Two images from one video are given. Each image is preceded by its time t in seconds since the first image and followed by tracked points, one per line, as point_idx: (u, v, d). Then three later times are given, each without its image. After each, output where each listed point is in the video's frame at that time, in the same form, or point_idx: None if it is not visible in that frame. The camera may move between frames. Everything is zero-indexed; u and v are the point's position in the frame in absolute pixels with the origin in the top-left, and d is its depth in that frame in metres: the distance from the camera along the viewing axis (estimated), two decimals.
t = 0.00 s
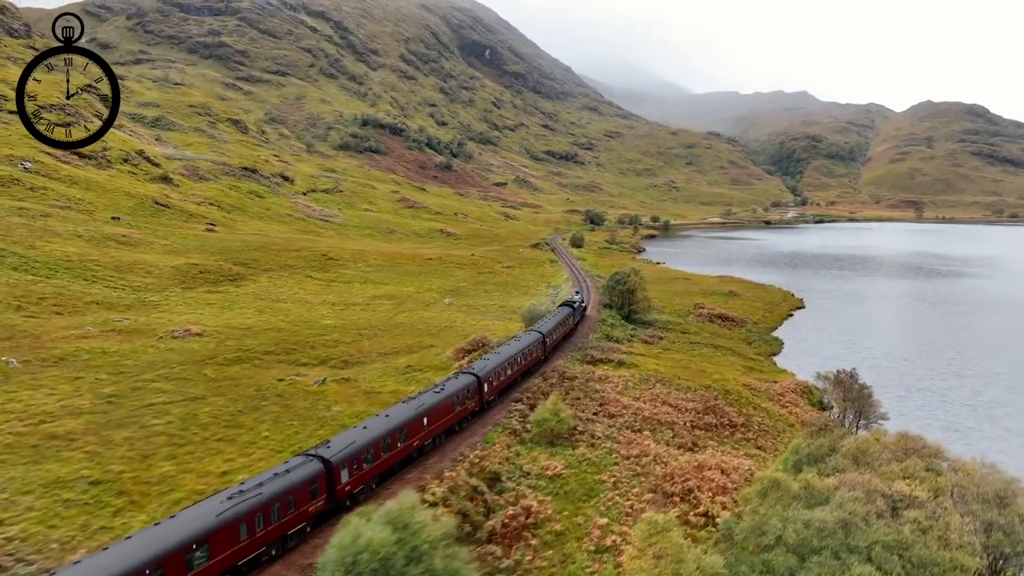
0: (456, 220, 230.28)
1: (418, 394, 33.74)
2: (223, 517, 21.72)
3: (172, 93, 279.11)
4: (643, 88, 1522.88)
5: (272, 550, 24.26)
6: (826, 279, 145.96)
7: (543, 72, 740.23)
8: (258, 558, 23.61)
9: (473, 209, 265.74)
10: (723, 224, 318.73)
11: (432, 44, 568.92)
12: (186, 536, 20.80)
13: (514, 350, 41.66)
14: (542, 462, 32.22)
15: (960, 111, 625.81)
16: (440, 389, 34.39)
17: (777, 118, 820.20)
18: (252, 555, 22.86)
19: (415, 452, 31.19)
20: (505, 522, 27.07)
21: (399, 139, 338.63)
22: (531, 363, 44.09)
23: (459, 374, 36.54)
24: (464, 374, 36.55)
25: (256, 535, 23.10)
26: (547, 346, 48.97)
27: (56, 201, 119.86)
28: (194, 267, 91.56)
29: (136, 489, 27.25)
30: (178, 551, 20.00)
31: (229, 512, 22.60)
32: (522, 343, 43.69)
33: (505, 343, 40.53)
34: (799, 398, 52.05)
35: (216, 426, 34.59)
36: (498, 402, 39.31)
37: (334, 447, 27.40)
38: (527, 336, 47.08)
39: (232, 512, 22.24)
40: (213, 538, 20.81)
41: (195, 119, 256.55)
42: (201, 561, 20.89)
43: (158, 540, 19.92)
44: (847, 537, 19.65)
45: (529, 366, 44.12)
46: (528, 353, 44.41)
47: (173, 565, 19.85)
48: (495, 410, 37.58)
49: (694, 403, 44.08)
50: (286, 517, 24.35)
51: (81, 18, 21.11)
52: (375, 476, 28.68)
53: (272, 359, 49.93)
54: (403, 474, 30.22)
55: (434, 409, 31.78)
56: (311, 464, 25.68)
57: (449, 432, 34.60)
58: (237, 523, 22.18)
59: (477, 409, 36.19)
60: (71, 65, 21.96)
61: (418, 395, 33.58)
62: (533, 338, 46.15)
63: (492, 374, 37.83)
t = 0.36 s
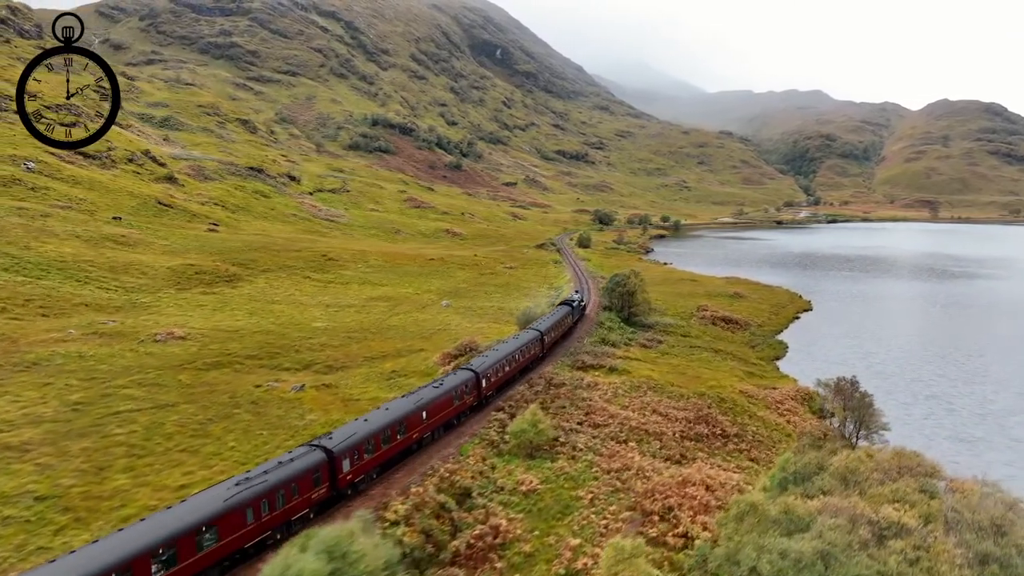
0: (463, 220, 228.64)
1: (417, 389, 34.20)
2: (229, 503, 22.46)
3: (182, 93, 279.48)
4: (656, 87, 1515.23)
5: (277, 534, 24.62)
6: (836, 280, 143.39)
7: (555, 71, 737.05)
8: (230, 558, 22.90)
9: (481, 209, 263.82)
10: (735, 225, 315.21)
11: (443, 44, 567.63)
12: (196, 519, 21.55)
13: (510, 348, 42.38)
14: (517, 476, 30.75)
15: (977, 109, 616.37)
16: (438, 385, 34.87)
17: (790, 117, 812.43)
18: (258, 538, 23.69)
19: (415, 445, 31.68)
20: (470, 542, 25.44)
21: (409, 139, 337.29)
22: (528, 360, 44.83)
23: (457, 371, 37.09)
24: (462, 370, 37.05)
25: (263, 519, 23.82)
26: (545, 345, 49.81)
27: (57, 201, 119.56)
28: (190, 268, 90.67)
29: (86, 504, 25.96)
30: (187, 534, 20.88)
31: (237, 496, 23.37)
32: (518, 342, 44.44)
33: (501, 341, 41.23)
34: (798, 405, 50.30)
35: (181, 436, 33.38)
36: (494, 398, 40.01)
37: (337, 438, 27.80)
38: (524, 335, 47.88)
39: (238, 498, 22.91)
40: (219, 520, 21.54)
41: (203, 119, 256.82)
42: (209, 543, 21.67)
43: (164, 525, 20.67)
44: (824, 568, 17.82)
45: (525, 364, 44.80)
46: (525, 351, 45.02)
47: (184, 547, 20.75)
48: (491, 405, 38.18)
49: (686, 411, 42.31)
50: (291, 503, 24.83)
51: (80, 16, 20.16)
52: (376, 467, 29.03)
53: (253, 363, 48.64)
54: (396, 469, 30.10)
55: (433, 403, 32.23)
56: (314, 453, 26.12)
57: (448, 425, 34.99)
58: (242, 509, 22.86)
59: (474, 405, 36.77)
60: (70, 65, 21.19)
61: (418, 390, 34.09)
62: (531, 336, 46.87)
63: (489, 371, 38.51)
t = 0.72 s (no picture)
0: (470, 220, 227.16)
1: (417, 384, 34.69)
2: (237, 490, 22.84)
3: (191, 93, 279.86)
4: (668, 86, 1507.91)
5: (283, 521, 24.90)
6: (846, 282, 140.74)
7: (566, 71, 733.89)
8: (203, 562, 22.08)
9: (489, 209, 262.08)
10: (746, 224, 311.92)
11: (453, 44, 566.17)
12: (207, 505, 22.03)
13: (511, 344, 43.06)
14: (492, 490, 29.29)
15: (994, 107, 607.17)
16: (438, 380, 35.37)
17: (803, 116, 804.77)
18: (266, 523, 24.01)
19: (415, 438, 32.14)
20: (434, 563, 23.88)
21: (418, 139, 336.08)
22: (528, 357, 45.59)
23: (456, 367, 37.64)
24: (461, 367, 37.63)
25: (269, 506, 24.08)
26: (544, 343, 50.66)
27: (59, 201, 119.38)
28: (186, 268, 89.74)
29: (33, 521, 24.77)
30: (196, 518, 21.36)
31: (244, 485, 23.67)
32: (519, 339, 45.22)
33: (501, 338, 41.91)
34: (798, 413, 48.51)
35: (147, 444, 32.11)
36: (493, 393, 40.71)
37: (339, 431, 28.17)
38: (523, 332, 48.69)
39: (245, 485, 23.25)
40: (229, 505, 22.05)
41: (212, 119, 256.98)
42: (218, 529, 22.09)
43: (174, 511, 21.15)
44: None
45: (525, 360, 45.52)
46: (525, 347, 45.72)
47: (192, 533, 21.25)
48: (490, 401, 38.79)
49: (676, 420, 40.68)
50: (296, 492, 25.14)
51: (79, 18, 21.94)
52: (377, 459, 29.42)
53: (234, 368, 47.35)
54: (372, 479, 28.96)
55: (434, 397, 32.70)
56: (317, 444, 26.45)
57: (447, 421, 35.46)
58: (250, 496, 23.21)
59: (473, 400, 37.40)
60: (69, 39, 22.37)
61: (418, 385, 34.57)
62: (531, 333, 47.65)
63: (488, 367, 39.23)
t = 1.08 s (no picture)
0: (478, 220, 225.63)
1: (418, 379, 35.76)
2: (246, 476, 23.60)
3: (201, 93, 280.13)
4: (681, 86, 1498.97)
5: (288, 508, 25.62)
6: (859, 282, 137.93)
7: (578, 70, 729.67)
8: (193, 558, 22.20)
9: (498, 209, 260.15)
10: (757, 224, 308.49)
11: (465, 43, 564.80)
12: (215, 491, 22.74)
13: (511, 342, 44.23)
14: (460, 508, 27.71)
15: (1012, 105, 597.69)
16: (439, 376, 36.46)
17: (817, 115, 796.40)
18: (271, 511, 24.70)
19: (415, 431, 33.19)
20: None
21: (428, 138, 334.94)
22: (527, 354, 46.88)
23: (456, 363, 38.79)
24: (461, 363, 38.78)
25: (274, 494, 24.76)
26: (542, 341, 52.02)
27: (60, 201, 118.88)
28: (181, 269, 88.93)
29: None
30: (208, 503, 22.14)
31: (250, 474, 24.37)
32: (519, 336, 46.49)
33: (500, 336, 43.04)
34: (796, 422, 46.44)
35: (105, 455, 30.79)
36: (492, 389, 41.92)
37: (342, 422, 29.07)
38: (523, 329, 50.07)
39: (254, 473, 24.03)
40: (237, 492, 22.76)
41: (221, 118, 257.00)
42: (226, 514, 22.82)
43: (187, 496, 21.99)
44: None
45: (524, 357, 46.80)
46: (524, 345, 47.03)
47: (204, 516, 22.00)
48: (488, 396, 39.97)
49: (665, 430, 38.90)
50: (300, 480, 25.86)
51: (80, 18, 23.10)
52: (379, 450, 30.34)
53: (213, 373, 45.98)
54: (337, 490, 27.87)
55: (434, 392, 33.79)
56: (322, 434, 27.33)
57: (446, 415, 36.58)
58: (257, 483, 23.92)
59: (472, 396, 38.54)
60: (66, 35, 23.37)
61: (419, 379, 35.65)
62: (529, 331, 48.96)
63: (488, 364, 40.50)
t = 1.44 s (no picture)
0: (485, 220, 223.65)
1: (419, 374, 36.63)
2: (255, 465, 24.33)
3: (210, 93, 280.20)
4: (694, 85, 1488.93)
5: (293, 496, 26.49)
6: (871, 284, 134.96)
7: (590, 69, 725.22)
8: (192, 548, 22.70)
9: (506, 209, 258.09)
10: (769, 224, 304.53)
11: (476, 42, 562.82)
12: (225, 478, 23.50)
13: (511, 340, 45.04)
14: (423, 527, 26.16)
15: None
16: (439, 371, 37.25)
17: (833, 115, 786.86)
18: (279, 498, 25.55)
19: (416, 425, 34.00)
20: None
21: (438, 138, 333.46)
22: (527, 351, 47.86)
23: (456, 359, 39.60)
24: (461, 359, 39.60)
25: (281, 482, 25.58)
26: (541, 339, 52.94)
27: (62, 201, 118.43)
28: (176, 269, 87.84)
29: None
30: (219, 490, 22.88)
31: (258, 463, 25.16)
32: (519, 334, 47.33)
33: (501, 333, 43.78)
34: (793, 432, 44.42)
35: (58, 468, 29.51)
36: (492, 385, 42.85)
37: (345, 416, 29.86)
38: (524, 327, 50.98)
39: (262, 462, 24.79)
40: (246, 480, 23.53)
41: (229, 118, 256.78)
42: (236, 500, 23.58)
43: (200, 481, 22.81)
44: None
45: (523, 354, 47.60)
46: (524, 342, 47.95)
47: (215, 502, 22.78)
48: (488, 392, 40.79)
49: (653, 441, 37.12)
50: (305, 470, 26.67)
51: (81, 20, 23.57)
52: (380, 443, 31.20)
53: (190, 378, 44.62)
54: (296, 506, 26.43)
55: (434, 387, 34.59)
56: (326, 426, 28.15)
57: (446, 409, 37.41)
58: (265, 472, 24.70)
59: (471, 391, 39.36)
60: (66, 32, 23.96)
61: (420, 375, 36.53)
62: (529, 329, 49.84)
63: (488, 360, 41.34)
